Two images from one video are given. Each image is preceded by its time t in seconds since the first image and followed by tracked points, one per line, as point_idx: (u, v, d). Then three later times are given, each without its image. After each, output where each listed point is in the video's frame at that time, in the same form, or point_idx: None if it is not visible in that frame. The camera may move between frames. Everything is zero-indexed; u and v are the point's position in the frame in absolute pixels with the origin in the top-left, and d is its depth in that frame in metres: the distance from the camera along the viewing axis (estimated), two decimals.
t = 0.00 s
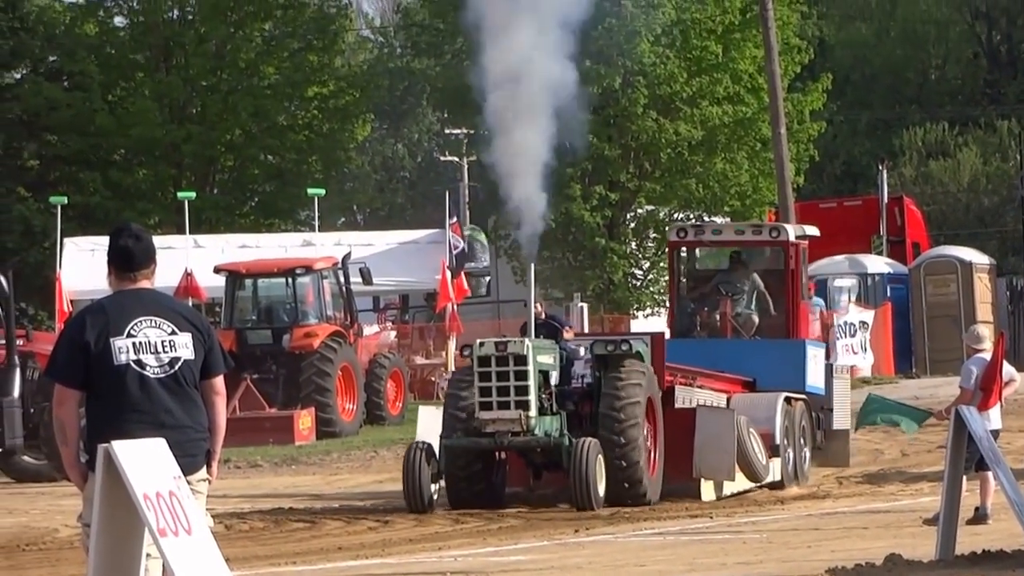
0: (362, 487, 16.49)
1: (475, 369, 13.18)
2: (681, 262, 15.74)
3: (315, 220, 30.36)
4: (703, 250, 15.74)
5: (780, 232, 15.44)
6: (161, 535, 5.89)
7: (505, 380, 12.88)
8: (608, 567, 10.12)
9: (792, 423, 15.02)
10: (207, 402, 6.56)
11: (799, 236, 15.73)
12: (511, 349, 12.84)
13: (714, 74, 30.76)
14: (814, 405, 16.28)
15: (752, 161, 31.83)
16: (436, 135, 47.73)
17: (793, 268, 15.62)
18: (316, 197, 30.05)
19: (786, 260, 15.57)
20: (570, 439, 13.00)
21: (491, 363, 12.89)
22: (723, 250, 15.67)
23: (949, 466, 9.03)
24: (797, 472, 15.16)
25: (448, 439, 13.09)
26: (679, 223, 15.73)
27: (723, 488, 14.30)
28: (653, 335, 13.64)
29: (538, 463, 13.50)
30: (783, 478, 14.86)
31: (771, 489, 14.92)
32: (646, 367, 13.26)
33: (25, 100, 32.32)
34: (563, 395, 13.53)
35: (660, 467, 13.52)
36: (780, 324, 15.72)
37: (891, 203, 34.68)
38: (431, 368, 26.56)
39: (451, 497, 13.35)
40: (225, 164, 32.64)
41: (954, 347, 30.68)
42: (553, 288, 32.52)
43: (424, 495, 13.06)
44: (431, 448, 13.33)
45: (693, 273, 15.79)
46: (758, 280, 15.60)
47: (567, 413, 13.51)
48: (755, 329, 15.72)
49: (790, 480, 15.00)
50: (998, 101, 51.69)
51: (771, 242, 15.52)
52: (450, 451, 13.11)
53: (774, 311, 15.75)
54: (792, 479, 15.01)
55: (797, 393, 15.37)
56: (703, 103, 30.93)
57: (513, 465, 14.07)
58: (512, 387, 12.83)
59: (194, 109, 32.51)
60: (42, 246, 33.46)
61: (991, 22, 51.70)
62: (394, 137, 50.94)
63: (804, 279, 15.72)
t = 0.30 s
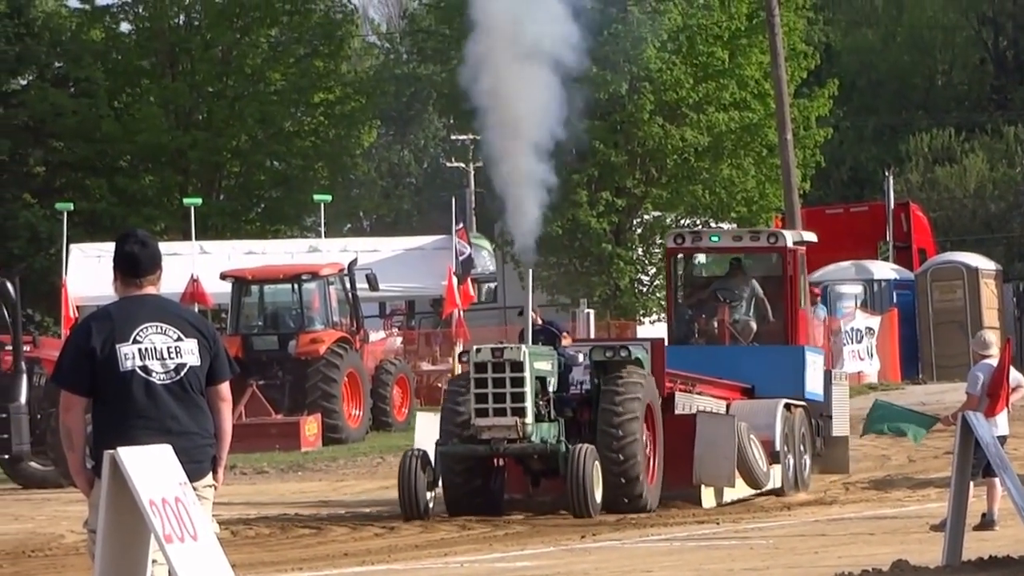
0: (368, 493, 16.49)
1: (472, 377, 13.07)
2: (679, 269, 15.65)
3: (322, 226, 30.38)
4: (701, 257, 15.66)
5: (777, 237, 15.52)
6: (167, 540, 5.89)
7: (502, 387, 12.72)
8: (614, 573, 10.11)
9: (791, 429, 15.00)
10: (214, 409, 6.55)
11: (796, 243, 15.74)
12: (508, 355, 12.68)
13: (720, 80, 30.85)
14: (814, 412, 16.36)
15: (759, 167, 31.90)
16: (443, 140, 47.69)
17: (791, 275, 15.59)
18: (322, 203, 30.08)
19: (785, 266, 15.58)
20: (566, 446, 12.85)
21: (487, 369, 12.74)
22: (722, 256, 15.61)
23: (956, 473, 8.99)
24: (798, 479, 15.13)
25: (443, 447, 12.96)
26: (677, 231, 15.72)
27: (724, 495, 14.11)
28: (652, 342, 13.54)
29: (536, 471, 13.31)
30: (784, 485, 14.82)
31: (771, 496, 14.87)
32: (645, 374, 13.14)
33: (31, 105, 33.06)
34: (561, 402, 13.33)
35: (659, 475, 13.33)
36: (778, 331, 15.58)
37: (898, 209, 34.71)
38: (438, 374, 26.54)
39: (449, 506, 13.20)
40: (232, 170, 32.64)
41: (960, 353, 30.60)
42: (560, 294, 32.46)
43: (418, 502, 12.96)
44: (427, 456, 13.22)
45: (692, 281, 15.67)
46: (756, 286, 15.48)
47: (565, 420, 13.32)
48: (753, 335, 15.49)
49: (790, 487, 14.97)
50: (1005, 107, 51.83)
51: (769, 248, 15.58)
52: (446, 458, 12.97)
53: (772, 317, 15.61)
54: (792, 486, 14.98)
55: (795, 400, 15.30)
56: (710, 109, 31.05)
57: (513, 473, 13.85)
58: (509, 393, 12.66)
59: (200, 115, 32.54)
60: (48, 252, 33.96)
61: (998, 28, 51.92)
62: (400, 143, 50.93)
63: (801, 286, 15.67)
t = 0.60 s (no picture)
0: (374, 496, 16.47)
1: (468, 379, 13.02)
2: (677, 272, 15.41)
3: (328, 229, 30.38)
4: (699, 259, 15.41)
5: (776, 240, 15.24)
6: (173, 543, 5.87)
7: (499, 389, 12.64)
8: None
9: (791, 433, 14.93)
10: (220, 412, 6.53)
11: (795, 245, 15.43)
12: (505, 358, 12.59)
13: (726, 83, 30.86)
14: (813, 416, 16.16)
15: (766, 170, 31.96)
16: (449, 143, 47.61)
17: (790, 278, 15.32)
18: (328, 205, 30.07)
19: (783, 270, 15.31)
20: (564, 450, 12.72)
21: (484, 371, 12.66)
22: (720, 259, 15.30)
23: (963, 476, 8.95)
24: (797, 484, 15.04)
25: (439, 450, 12.91)
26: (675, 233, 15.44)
27: (723, 499, 14.10)
28: (651, 343, 13.48)
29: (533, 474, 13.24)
30: (783, 489, 14.73)
31: (771, 500, 14.84)
32: (644, 378, 13.03)
33: (38, 108, 33.00)
34: (558, 404, 13.26)
35: (656, 478, 13.27)
36: (777, 334, 15.35)
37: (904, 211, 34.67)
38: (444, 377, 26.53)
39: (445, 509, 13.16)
40: (238, 173, 32.61)
41: (967, 356, 30.49)
42: (567, 297, 32.33)
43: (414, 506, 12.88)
44: (422, 457, 13.18)
45: (690, 283, 15.43)
46: (754, 290, 15.22)
47: (563, 423, 13.22)
48: (751, 338, 15.29)
49: (790, 491, 14.88)
50: (1012, 109, 51.88)
51: (768, 251, 15.30)
52: (442, 460, 12.92)
53: (770, 321, 15.37)
54: (791, 491, 14.90)
55: (793, 402, 15.26)
56: (716, 111, 31.07)
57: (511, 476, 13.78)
58: (505, 396, 12.59)
59: (206, 117, 32.54)
60: (53, 254, 34.01)
61: (1004, 30, 51.99)
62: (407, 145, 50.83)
63: (800, 289, 15.38)
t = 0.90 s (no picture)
0: (379, 496, 16.48)
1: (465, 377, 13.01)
2: (677, 273, 15.38)
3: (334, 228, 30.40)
4: (698, 260, 15.40)
5: (777, 240, 15.18)
6: (179, 544, 5.86)
7: (493, 388, 12.54)
8: None
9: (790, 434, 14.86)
10: (226, 412, 6.54)
11: (795, 245, 15.39)
12: (500, 357, 12.49)
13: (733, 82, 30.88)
14: (813, 417, 16.13)
15: (771, 169, 31.91)
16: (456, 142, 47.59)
17: (791, 279, 15.24)
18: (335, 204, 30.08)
19: (783, 270, 15.24)
20: (559, 450, 12.67)
21: (479, 371, 12.55)
22: (721, 259, 15.27)
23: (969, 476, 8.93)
24: (797, 484, 15.03)
25: (434, 449, 12.87)
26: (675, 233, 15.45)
27: (722, 499, 14.05)
28: (649, 343, 13.40)
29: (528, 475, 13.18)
30: (783, 490, 14.70)
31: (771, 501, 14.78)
32: (640, 377, 12.95)
33: (43, 108, 33.03)
34: (554, 404, 13.20)
35: (655, 479, 13.19)
36: (776, 334, 15.26)
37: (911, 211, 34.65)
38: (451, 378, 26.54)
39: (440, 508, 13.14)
40: (244, 173, 32.60)
41: (974, 356, 30.44)
42: (573, 297, 32.50)
43: (409, 507, 12.78)
44: (417, 457, 13.10)
45: (689, 284, 15.40)
46: (754, 290, 15.17)
47: (559, 423, 13.15)
48: (751, 339, 15.23)
49: (790, 492, 14.86)
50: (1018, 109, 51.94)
51: (768, 251, 15.23)
52: (436, 460, 12.89)
53: (770, 321, 15.30)
54: (791, 492, 14.88)
55: (792, 402, 15.21)
56: (722, 110, 31.12)
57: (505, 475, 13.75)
58: (500, 395, 12.50)
59: (212, 117, 32.55)
60: (59, 255, 34.07)
61: (1011, 30, 52.08)
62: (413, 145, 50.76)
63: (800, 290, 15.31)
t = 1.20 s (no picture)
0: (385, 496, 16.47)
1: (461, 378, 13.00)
2: (675, 274, 15.26)
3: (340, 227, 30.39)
4: (697, 260, 15.30)
5: (775, 240, 15.13)
6: (185, 543, 5.85)
7: (489, 388, 12.46)
8: None
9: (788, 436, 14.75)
10: (231, 412, 6.51)
11: (793, 244, 15.40)
12: (495, 357, 12.42)
13: (739, 82, 30.83)
14: (812, 417, 16.05)
15: (778, 169, 31.83)
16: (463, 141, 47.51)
17: (789, 279, 15.28)
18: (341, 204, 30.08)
19: (781, 270, 15.28)
20: (556, 450, 12.65)
21: (474, 371, 12.47)
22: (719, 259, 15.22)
23: (976, 475, 8.91)
24: (796, 485, 14.99)
25: (430, 449, 12.85)
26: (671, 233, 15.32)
27: (720, 500, 13.94)
28: (646, 342, 13.27)
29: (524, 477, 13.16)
30: (781, 492, 14.65)
31: (770, 502, 14.73)
32: (636, 376, 12.91)
33: (49, 108, 33.07)
34: (551, 404, 13.19)
35: (651, 480, 13.16)
36: (775, 333, 15.30)
37: (918, 211, 34.63)
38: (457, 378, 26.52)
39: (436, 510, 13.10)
40: (250, 173, 32.59)
41: (979, 355, 30.38)
42: (579, 296, 32.86)
43: (404, 508, 12.74)
44: (411, 458, 13.07)
45: (688, 285, 15.30)
46: (754, 290, 15.13)
47: (556, 423, 13.14)
48: (750, 339, 15.17)
49: (790, 494, 14.85)
50: None
51: (767, 251, 15.19)
52: (432, 460, 12.85)
53: (768, 321, 15.32)
54: (790, 493, 14.83)
55: (789, 403, 15.10)
56: (729, 110, 31.14)
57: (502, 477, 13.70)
58: (496, 395, 12.41)
59: (218, 116, 32.57)
60: (65, 254, 34.11)
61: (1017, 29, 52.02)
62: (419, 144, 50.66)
63: (798, 290, 15.34)
